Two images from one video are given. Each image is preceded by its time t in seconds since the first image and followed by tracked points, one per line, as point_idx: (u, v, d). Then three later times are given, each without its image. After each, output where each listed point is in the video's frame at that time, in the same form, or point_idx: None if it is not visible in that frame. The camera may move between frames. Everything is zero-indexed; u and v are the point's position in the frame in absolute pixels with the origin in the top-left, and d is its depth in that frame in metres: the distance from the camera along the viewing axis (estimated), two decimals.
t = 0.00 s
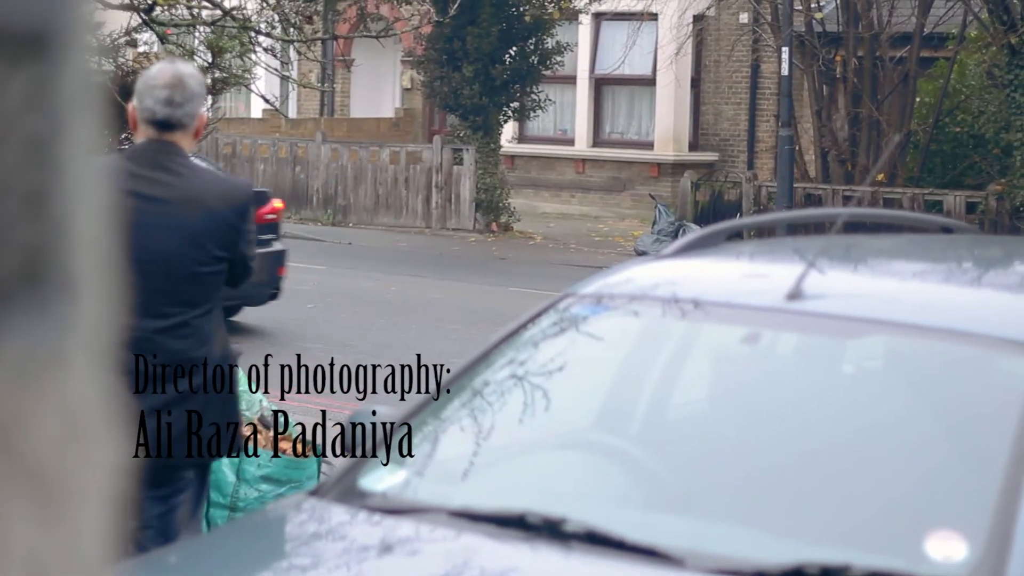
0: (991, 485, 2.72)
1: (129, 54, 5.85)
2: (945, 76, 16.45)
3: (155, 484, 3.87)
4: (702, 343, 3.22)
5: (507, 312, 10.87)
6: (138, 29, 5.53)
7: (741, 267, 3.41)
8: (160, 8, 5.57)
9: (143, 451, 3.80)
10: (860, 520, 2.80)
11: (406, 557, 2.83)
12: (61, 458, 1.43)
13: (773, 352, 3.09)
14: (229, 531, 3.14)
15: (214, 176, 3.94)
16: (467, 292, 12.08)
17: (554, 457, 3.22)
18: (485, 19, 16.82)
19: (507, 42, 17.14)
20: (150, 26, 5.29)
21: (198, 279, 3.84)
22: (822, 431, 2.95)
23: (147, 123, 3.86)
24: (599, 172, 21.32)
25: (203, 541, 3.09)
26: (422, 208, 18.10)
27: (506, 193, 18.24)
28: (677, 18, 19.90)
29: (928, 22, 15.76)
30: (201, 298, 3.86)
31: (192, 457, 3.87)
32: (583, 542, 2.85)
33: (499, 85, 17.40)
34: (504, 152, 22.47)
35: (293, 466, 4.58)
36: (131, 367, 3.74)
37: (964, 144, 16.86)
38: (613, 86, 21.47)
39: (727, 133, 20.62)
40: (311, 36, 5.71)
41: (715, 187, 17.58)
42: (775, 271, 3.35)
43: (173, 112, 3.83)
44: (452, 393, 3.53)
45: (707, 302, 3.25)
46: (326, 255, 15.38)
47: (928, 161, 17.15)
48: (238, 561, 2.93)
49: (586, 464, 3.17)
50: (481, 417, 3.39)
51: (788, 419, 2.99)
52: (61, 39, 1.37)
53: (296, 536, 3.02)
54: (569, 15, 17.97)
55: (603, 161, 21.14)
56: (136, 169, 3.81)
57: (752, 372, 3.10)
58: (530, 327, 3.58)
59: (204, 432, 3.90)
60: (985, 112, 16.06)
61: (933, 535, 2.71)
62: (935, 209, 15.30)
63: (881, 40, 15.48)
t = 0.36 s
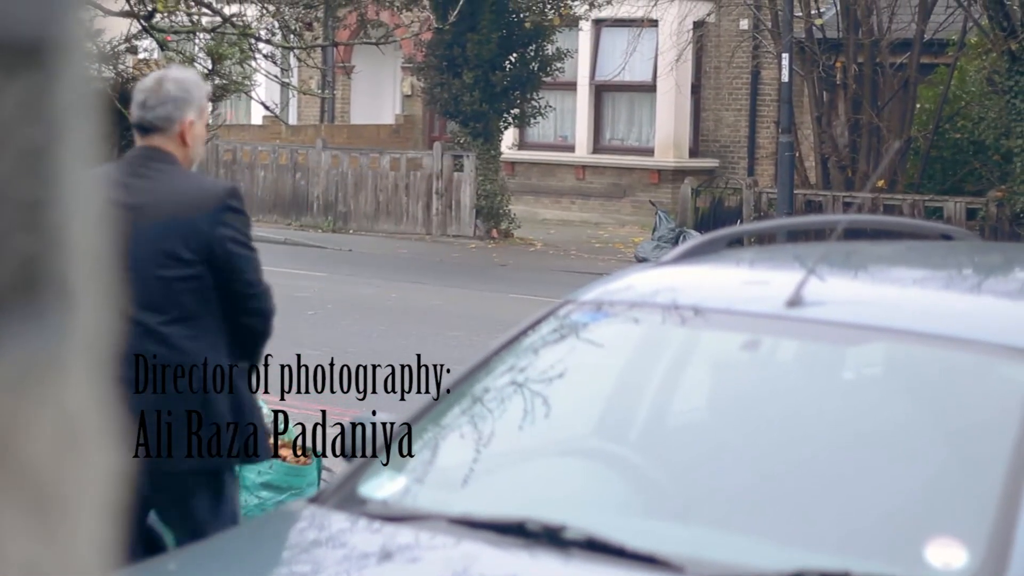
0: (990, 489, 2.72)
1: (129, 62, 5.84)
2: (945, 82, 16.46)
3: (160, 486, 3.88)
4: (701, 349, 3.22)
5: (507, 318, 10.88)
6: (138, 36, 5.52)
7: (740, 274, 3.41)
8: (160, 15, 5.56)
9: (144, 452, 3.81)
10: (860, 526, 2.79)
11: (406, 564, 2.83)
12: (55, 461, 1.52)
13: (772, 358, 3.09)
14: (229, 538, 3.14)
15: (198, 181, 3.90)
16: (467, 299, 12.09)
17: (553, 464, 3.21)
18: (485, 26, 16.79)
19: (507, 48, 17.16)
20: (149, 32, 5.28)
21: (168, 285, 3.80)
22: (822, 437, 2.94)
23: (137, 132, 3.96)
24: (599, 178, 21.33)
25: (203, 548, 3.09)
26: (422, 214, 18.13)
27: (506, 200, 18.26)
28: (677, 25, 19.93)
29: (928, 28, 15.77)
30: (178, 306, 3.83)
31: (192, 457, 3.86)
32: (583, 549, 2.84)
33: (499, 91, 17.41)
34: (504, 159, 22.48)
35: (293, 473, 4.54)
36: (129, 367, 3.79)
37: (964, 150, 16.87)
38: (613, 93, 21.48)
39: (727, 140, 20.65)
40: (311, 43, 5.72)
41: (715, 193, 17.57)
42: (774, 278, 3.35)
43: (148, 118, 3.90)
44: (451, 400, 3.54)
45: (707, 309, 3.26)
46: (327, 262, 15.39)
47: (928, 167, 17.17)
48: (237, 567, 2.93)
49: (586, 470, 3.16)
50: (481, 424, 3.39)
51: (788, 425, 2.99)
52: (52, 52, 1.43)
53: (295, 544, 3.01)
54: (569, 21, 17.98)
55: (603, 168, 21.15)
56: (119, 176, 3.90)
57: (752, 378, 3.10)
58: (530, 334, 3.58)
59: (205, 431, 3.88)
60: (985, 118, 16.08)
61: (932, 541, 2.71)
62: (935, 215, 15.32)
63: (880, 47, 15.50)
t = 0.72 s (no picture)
0: (980, 488, 2.72)
1: (120, 63, 5.82)
2: (936, 82, 16.51)
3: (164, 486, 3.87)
4: (692, 349, 3.22)
5: (499, 319, 10.89)
6: (129, 38, 5.53)
7: (731, 275, 3.41)
8: (150, 17, 5.55)
9: (143, 451, 3.84)
10: (851, 527, 2.79)
11: (397, 565, 2.82)
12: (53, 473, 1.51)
13: (762, 358, 3.09)
14: (221, 538, 3.14)
15: (185, 191, 3.85)
16: (460, 300, 12.10)
17: (544, 465, 3.21)
18: (476, 27, 16.76)
19: (499, 49, 17.15)
20: (140, 34, 5.27)
21: (145, 291, 3.80)
22: (813, 437, 2.94)
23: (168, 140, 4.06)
24: (591, 179, 21.32)
25: (195, 549, 3.09)
26: (414, 215, 18.15)
27: (498, 201, 18.29)
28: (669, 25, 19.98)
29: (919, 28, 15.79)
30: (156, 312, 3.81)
31: (192, 457, 3.80)
32: (573, 549, 2.84)
33: (491, 92, 17.37)
34: (495, 160, 22.50)
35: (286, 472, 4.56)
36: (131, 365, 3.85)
37: (954, 150, 16.97)
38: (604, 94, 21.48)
39: (719, 140, 20.70)
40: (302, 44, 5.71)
41: (706, 194, 17.58)
42: (764, 278, 3.36)
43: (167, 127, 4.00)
44: (443, 400, 3.54)
45: (698, 310, 3.26)
46: (319, 263, 15.39)
47: (919, 168, 17.23)
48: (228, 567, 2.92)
49: (576, 471, 3.16)
50: (471, 425, 3.39)
51: (779, 425, 2.99)
52: (35, 52, 1.44)
53: (287, 545, 3.01)
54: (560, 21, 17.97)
55: (594, 169, 21.16)
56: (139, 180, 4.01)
57: (742, 380, 3.10)
58: (520, 334, 3.58)
59: (204, 432, 3.81)
60: (977, 117, 16.11)
61: (923, 541, 2.71)
62: (927, 216, 15.40)
63: (872, 47, 15.53)
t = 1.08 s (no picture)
0: (962, 488, 2.70)
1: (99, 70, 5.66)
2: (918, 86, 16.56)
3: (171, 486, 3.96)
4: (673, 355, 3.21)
5: (481, 325, 10.86)
6: (109, 44, 5.39)
7: (713, 281, 3.41)
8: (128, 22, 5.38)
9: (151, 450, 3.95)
10: (833, 531, 2.75)
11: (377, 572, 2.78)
12: (16, 472, 1.57)
13: (743, 363, 3.09)
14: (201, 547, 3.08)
15: (222, 222, 3.89)
16: (442, 305, 12.08)
17: (525, 471, 3.19)
18: (457, 32, 16.71)
19: (480, 54, 17.10)
20: (120, 40, 5.10)
21: (179, 320, 3.88)
22: (794, 441, 2.92)
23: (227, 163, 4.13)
24: (572, 184, 21.32)
25: (174, 558, 3.03)
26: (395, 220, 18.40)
27: (480, 206, 18.31)
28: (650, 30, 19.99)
29: (901, 32, 15.86)
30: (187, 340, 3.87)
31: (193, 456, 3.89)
32: (553, 557, 2.81)
33: (472, 97, 17.27)
34: (476, 166, 22.48)
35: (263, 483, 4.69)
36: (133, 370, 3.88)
37: (936, 154, 17.06)
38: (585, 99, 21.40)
39: (700, 145, 20.75)
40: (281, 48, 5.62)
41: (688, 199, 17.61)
42: (746, 284, 3.35)
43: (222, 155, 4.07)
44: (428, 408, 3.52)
45: (678, 315, 3.25)
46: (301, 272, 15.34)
47: (901, 172, 17.33)
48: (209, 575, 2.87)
49: (556, 477, 3.14)
50: (453, 432, 3.37)
51: (761, 430, 2.97)
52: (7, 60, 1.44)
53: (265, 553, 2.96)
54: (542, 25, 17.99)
55: (576, 174, 21.16)
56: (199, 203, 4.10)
57: (724, 386, 3.09)
58: (501, 340, 3.57)
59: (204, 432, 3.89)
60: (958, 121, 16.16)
61: (905, 544, 2.68)
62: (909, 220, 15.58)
63: (854, 51, 15.59)
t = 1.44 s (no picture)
0: (938, 492, 2.67)
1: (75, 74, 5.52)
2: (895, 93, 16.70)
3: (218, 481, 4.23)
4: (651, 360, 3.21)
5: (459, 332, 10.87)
6: (83, 48, 5.25)
7: (690, 286, 3.40)
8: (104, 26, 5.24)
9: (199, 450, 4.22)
10: (811, 537, 2.74)
11: None
12: None
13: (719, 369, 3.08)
14: (176, 552, 3.06)
15: (275, 225, 4.10)
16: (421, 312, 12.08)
17: (502, 478, 3.17)
18: (434, 38, 16.80)
19: (456, 59, 17.23)
20: (96, 45, 4.97)
21: (231, 321, 4.14)
22: (771, 448, 2.90)
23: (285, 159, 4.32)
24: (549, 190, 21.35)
25: (147, 564, 3.00)
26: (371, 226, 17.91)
27: (458, 210, 18.40)
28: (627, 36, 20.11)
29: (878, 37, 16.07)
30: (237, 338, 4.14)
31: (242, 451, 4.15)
32: (529, 562, 2.80)
33: (448, 102, 17.44)
34: (453, 171, 22.51)
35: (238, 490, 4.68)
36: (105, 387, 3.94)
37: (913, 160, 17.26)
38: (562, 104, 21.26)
39: (678, 150, 20.84)
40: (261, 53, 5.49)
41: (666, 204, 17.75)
42: (723, 289, 3.34)
43: (277, 154, 4.27)
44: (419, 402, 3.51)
45: (655, 320, 3.24)
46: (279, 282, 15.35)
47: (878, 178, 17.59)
48: None
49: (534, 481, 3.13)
50: (427, 436, 3.33)
51: (738, 436, 2.95)
52: None
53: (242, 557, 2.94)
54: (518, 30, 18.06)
55: (553, 179, 21.20)
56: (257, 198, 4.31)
57: (700, 392, 3.08)
58: (477, 345, 3.56)
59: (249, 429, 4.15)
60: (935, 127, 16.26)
61: (880, 549, 2.66)
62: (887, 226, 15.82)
63: (831, 56, 15.72)
